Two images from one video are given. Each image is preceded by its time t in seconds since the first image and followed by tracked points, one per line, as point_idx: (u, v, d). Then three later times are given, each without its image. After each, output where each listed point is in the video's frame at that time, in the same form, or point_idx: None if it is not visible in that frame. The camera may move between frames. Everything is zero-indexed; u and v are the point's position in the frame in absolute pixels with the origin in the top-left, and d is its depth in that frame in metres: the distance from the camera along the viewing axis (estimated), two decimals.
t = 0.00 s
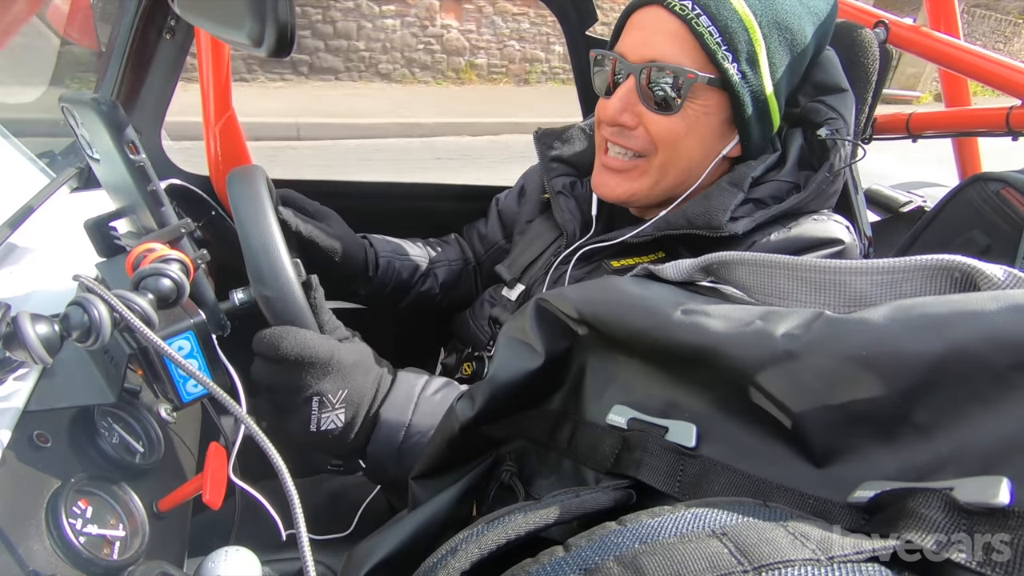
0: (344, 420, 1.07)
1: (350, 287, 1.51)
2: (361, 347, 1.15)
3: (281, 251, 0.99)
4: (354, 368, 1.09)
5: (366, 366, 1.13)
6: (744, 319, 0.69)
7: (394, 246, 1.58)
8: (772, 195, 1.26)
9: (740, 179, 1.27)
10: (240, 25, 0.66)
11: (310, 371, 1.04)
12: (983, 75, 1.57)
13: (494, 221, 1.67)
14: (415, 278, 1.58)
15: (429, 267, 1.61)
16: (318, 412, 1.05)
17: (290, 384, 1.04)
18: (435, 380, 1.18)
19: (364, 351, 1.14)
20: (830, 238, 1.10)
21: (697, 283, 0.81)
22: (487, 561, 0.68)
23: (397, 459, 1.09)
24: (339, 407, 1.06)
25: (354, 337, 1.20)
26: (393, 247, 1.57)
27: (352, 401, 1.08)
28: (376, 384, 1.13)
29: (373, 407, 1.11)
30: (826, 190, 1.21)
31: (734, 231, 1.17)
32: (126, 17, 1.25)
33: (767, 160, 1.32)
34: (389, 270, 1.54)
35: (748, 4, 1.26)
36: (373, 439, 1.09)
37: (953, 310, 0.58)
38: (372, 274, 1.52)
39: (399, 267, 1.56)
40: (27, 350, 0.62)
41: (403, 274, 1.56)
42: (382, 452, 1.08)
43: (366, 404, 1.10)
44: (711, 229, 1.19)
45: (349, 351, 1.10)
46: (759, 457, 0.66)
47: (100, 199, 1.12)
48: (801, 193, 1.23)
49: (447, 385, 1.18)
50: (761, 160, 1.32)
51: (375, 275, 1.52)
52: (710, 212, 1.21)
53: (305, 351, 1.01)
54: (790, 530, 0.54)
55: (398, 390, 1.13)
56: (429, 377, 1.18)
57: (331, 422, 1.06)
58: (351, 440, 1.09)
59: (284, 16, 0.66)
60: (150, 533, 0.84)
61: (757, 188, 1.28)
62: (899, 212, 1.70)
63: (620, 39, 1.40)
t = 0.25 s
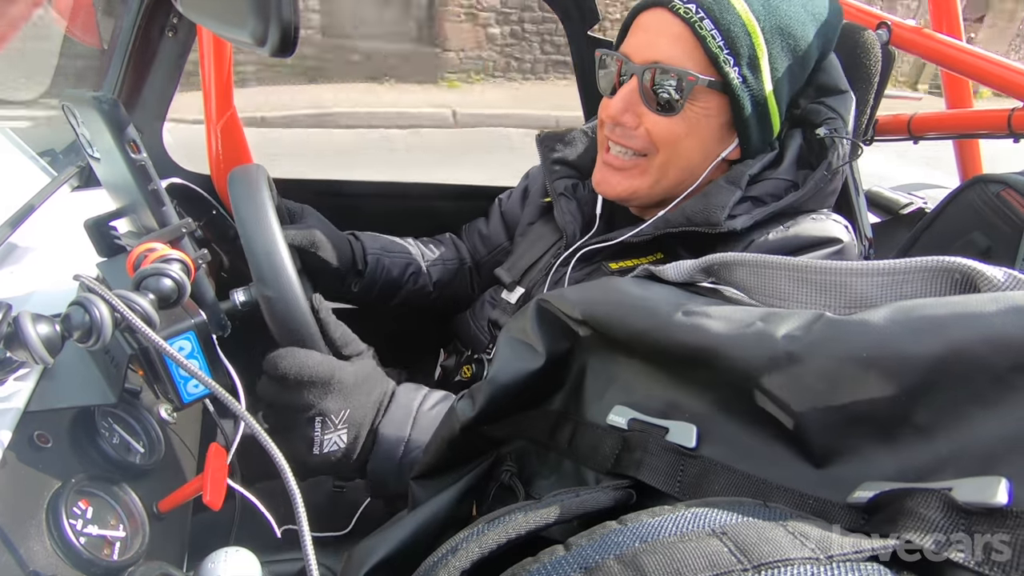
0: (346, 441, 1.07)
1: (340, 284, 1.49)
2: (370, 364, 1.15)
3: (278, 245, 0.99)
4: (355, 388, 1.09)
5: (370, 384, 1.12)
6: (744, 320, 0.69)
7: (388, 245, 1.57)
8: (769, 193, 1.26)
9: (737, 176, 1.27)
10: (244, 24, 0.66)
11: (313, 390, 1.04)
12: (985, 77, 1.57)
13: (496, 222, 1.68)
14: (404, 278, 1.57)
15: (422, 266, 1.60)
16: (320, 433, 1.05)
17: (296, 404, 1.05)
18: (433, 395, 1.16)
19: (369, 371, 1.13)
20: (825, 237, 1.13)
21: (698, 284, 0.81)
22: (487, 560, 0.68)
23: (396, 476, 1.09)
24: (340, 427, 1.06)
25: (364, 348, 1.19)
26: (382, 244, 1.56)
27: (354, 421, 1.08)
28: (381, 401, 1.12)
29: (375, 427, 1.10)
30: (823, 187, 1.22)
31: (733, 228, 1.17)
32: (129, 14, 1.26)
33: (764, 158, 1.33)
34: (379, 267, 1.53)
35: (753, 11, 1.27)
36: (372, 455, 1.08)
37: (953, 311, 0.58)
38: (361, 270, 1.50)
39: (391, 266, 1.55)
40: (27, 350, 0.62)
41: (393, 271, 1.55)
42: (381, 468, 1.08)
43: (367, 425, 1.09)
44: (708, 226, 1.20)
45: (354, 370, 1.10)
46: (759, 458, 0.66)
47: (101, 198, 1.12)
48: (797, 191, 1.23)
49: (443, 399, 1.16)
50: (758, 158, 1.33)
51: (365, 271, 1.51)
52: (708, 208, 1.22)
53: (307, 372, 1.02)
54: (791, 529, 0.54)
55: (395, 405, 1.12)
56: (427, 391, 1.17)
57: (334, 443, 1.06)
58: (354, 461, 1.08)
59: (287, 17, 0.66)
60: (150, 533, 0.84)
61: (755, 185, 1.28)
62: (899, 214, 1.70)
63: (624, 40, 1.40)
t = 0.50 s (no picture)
0: (355, 453, 1.00)
1: (333, 275, 1.49)
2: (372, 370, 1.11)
3: (279, 243, 0.99)
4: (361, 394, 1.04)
5: (375, 391, 1.07)
6: (742, 317, 0.69)
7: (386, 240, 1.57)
8: (760, 184, 1.26)
9: (728, 167, 1.28)
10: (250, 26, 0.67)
11: (327, 396, 1.00)
12: (985, 80, 1.58)
13: (496, 222, 1.68)
14: (401, 272, 1.57)
15: (418, 261, 1.60)
16: (333, 441, 0.99)
17: (306, 411, 1.00)
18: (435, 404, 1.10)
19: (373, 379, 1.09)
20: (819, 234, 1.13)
21: (696, 282, 0.81)
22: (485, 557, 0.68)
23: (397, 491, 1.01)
24: (353, 435, 1.00)
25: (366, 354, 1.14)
26: (379, 237, 1.56)
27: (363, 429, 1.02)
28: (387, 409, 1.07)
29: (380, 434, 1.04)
30: (814, 177, 1.20)
31: (725, 217, 1.19)
32: (131, 15, 1.26)
33: (754, 149, 1.33)
34: (375, 258, 1.53)
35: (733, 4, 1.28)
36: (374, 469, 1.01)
37: (949, 307, 0.58)
38: (356, 261, 1.50)
39: (386, 259, 1.55)
40: (28, 348, 0.63)
41: (388, 264, 1.55)
42: (381, 481, 1.01)
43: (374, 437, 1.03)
44: (702, 216, 1.21)
45: (360, 375, 1.07)
46: (757, 455, 0.67)
47: (102, 198, 1.13)
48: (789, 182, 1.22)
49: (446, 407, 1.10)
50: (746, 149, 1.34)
51: (361, 262, 1.51)
52: (701, 199, 1.23)
53: (316, 373, 0.99)
54: (787, 525, 0.54)
55: (398, 410, 1.06)
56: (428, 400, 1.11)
57: (344, 455, 0.99)
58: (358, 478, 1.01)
59: (291, 17, 0.66)
60: (150, 531, 0.84)
61: (745, 176, 1.29)
62: (899, 215, 1.71)
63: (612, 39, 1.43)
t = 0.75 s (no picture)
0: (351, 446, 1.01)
1: (331, 272, 1.50)
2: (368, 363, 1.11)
3: (278, 243, 1.00)
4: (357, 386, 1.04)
5: (372, 383, 1.07)
6: (741, 318, 0.69)
7: (384, 239, 1.57)
8: (761, 188, 1.27)
9: (729, 170, 1.28)
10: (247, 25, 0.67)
11: (324, 385, 0.99)
12: (984, 79, 1.58)
13: (494, 222, 1.68)
14: (397, 270, 1.57)
15: (415, 261, 1.60)
16: (329, 432, 0.99)
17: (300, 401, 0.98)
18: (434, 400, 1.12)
19: (368, 371, 1.08)
20: (817, 234, 1.14)
21: (694, 284, 0.81)
22: (484, 557, 0.68)
23: (397, 493, 1.02)
24: (349, 427, 1.00)
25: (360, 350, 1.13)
26: (376, 234, 1.56)
27: (361, 422, 1.02)
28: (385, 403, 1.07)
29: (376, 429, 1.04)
30: (815, 183, 1.21)
31: (725, 220, 1.19)
32: (129, 17, 1.27)
33: (755, 153, 1.34)
34: (372, 256, 1.53)
35: (742, 7, 1.29)
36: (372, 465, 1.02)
37: (946, 308, 0.58)
38: (354, 258, 1.51)
39: (383, 258, 1.55)
40: (27, 350, 0.63)
41: (385, 263, 1.55)
42: (380, 478, 1.02)
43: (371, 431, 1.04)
44: (702, 217, 1.21)
45: (357, 366, 1.05)
46: (755, 456, 0.67)
47: (101, 201, 1.13)
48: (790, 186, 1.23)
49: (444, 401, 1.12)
50: (749, 153, 1.34)
51: (358, 259, 1.51)
52: (702, 201, 1.23)
53: (316, 362, 0.98)
54: (786, 525, 0.55)
55: (396, 406, 1.07)
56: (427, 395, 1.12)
57: (339, 446, 0.99)
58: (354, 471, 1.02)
59: (288, 17, 0.65)
60: (150, 532, 0.84)
61: (746, 179, 1.30)
62: (898, 214, 1.71)
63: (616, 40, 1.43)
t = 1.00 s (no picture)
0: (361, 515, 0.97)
1: (329, 266, 1.49)
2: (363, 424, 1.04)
3: (279, 245, 1.00)
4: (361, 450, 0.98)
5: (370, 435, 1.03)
6: (741, 318, 0.69)
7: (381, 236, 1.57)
8: (760, 184, 1.27)
9: (728, 168, 1.28)
10: (247, 25, 0.67)
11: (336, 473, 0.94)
12: (985, 78, 1.58)
13: (493, 221, 1.68)
14: (395, 266, 1.57)
15: (414, 256, 1.60)
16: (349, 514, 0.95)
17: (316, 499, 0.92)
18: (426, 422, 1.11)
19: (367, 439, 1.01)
20: (811, 231, 1.15)
21: (695, 284, 0.81)
22: (484, 557, 0.68)
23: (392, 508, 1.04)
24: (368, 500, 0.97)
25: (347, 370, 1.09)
26: (374, 229, 1.56)
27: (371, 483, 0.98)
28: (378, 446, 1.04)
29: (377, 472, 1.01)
30: (813, 180, 1.21)
31: (723, 217, 1.19)
32: (130, 17, 1.29)
33: (755, 150, 1.34)
34: (370, 251, 1.53)
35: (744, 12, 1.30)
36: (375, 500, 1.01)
37: (947, 309, 0.58)
38: (351, 253, 1.50)
39: (381, 253, 1.55)
40: (28, 349, 0.63)
41: (383, 258, 1.55)
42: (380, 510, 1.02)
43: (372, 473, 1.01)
44: (700, 216, 1.21)
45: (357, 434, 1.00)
46: (755, 456, 0.67)
47: (101, 199, 1.13)
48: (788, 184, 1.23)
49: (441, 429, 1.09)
50: (749, 151, 1.33)
51: (356, 254, 1.50)
52: (700, 198, 1.23)
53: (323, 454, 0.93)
54: (786, 526, 0.55)
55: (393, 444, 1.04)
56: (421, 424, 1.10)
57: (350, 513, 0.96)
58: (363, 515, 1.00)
59: (288, 17, 0.65)
60: (150, 532, 0.84)
61: (745, 177, 1.30)
62: (899, 213, 1.71)
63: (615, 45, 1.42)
